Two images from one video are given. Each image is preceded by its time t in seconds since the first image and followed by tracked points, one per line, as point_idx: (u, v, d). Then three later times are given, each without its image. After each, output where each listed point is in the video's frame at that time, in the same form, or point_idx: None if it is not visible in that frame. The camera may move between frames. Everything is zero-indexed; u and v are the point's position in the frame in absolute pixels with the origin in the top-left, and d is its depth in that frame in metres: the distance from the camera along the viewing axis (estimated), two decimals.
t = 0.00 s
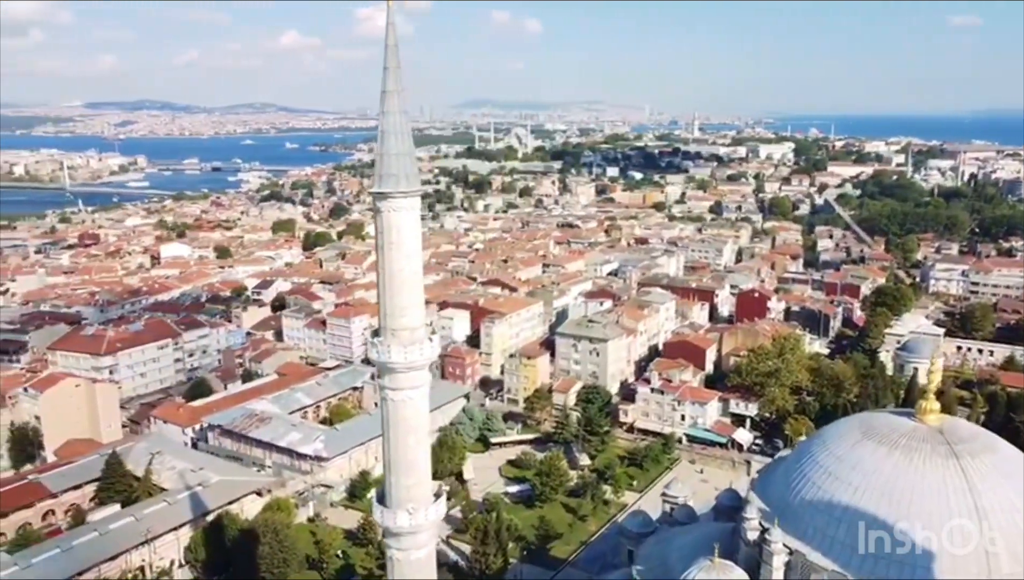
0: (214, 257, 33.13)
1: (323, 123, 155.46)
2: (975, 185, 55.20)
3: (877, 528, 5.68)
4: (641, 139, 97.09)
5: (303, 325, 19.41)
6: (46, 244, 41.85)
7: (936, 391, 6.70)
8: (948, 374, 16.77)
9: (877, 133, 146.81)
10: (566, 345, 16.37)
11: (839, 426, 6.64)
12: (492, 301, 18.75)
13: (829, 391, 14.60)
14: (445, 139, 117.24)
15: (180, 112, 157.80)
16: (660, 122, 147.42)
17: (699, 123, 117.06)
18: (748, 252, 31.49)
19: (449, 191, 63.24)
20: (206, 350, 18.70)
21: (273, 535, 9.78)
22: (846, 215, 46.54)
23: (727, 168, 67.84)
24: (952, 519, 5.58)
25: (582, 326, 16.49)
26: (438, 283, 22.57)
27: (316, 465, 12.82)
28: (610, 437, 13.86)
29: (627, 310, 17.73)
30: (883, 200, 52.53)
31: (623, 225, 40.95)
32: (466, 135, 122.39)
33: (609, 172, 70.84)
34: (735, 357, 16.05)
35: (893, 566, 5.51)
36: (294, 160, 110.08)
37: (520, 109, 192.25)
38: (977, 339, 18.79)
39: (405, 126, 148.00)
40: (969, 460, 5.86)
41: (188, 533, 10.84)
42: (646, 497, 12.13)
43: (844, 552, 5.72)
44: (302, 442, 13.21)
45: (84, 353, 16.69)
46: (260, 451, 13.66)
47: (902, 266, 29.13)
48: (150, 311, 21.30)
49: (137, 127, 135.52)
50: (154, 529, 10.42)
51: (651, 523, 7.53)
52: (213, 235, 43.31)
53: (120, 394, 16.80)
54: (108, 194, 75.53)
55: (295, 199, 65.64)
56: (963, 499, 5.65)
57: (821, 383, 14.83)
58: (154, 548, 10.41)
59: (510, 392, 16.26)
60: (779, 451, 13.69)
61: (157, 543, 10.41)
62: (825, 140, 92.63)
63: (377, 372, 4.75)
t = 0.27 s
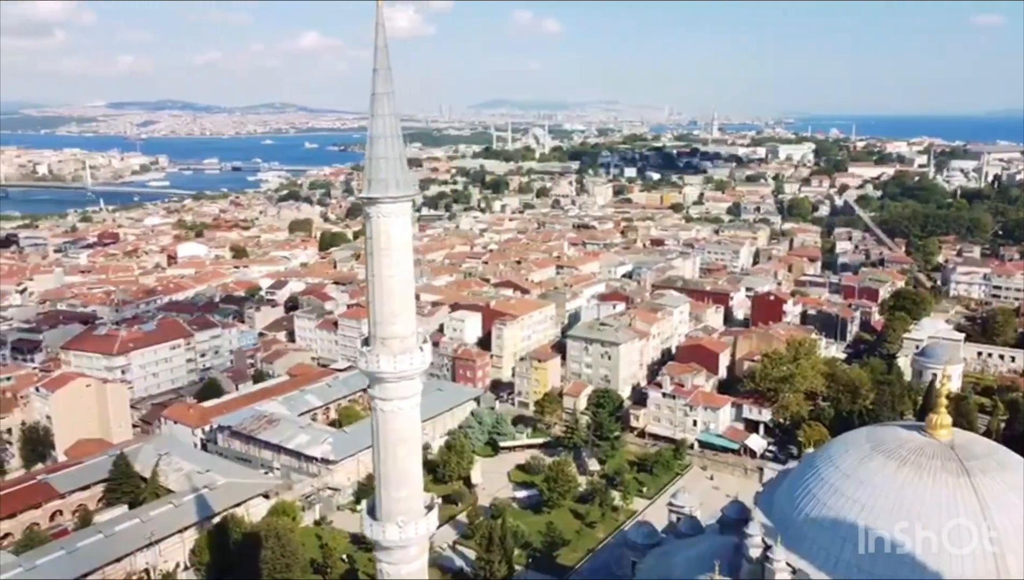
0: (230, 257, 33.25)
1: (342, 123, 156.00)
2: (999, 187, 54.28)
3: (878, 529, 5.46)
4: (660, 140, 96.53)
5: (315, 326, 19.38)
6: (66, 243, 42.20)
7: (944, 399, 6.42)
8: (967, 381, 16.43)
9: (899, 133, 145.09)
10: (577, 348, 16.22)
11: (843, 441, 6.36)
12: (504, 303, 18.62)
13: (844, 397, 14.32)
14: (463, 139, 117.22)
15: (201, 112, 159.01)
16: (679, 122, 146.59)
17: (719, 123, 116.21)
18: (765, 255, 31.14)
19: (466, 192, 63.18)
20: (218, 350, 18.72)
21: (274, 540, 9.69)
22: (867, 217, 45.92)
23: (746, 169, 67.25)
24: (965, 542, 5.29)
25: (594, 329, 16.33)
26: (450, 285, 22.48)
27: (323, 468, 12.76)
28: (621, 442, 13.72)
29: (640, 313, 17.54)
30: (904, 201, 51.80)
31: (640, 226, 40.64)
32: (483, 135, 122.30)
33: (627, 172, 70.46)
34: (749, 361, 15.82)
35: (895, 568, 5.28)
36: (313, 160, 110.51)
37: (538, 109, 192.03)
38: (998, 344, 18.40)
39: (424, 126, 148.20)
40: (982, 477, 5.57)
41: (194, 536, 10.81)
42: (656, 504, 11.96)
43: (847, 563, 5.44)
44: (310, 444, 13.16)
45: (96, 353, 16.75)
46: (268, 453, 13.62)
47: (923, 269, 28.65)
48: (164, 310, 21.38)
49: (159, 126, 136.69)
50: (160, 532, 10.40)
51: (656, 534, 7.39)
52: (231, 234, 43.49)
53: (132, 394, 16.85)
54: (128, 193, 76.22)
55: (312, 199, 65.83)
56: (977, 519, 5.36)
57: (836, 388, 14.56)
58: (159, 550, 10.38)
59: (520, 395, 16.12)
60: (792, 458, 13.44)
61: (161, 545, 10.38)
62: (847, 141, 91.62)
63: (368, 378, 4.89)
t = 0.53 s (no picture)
0: (246, 256, 33.36)
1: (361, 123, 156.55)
2: None
3: (878, 528, 5.18)
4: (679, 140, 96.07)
5: (326, 327, 19.34)
6: (85, 243, 42.58)
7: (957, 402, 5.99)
8: (988, 387, 16.10)
9: (922, 134, 143.48)
10: (589, 351, 16.07)
11: (845, 455, 6.09)
12: (516, 305, 18.49)
13: (860, 404, 14.06)
14: (481, 139, 117.23)
15: (222, 111, 160.19)
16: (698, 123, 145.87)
17: (738, 124, 115.52)
18: (783, 256, 30.80)
19: (484, 192, 63.20)
20: (230, 350, 18.74)
21: (276, 544, 9.64)
22: (887, 219, 45.37)
23: (765, 170, 66.71)
24: (976, 564, 4.92)
25: (606, 332, 16.17)
26: (464, 286, 22.38)
27: (330, 471, 12.67)
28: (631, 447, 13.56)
29: (653, 316, 17.35)
30: (926, 203, 51.12)
31: (656, 228, 40.37)
32: (501, 135, 122.31)
33: (645, 173, 70.14)
34: (763, 366, 15.60)
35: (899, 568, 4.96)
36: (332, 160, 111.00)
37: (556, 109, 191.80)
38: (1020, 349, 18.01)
39: (442, 126, 148.44)
40: (994, 496, 5.21)
41: (198, 538, 10.77)
42: (666, 511, 11.78)
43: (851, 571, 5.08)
44: (318, 446, 13.09)
45: (109, 353, 16.80)
46: (276, 454, 13.57)
47: (943, 272, 28.19)
48: (178, 310, 21.44)
49: (181, 126, 137.91)
50: (164, 534, 10.36)
51: (659, 546, 7.22)
52: (248, 234, 43.70)
53: (143, 394, 16.88)
54: (149, 193, 76.86)
55: (331, 198, 66.04)
56: (987, 541, 4.99)
57: (851, 395, 14.32)
58: (163, 552, 10.35)
59: (532, 398, 15.99)
60: (806, 465, 13.21)
61: (165, 546, 10.34)
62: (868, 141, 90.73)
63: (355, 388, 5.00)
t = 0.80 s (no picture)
0: (262, 256, 33.47)
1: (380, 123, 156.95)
2: None
3: (878, 529, 5.12)
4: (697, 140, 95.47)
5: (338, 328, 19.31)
6: (104, 242, 42.92)
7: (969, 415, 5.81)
8: (1009, 394, 15.74)
9: (946, 134, 141.69)
10: (601, 354, 15.90)
11: (839, 474, 6.02)
12: (528, 307, 18.35)
13: (876, 410, 13.77)
14: (498, 139, 117.12)
15: (242, 111, 161.27)
16: (717, 122, 144.87)
17: (757, 124, 114.62)
18: (801, 258, 30.42)
19: (500, 192, 63.05)
20: (242, 350, 18.77)
21: (279, 549, 9.58)
22: (908, 220, 44.75)
23: (785, 170, 66.08)
24: None
25: (618, 335, 16.00)
26: (476, 287, 22.28)
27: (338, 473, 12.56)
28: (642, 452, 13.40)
29: (666, 319, 17.15)
30: (948, 204, 50.38)
31: (673, 229, 40.06)
32: (519, 134, 122.13)
33: (663, 173, 69.71)
34: (778, 371, 15.36)
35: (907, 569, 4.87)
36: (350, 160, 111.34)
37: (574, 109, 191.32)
38: None
39: (460, 126, 148.53)
40: (1005, 515, 5.03)
41: (204, 540, 10.73)
42: (676, 518, 11.59)
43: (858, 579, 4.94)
44: (326, 449, 13.00)
45: (121, 353, 16.86)
46: (285, 456, 13.52)
47: (965, 275, 27.72)
48: (191, 310, 21.51)
49: (201, 126, 138.89)
50: (168, 536, 10.32)
51: (663, 558, 7.06)
52: (264, 234, 43.86)
53: (155, 393, 16.92)
54: (169, 192, 77.45)
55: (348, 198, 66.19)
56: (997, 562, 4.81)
57: (867, 401, 14.04)
58: (169, 554, 10.32)
59: (542, 401, 15.85)
60: (821, 472, 12.94)
61: (171, 548, 10.32)
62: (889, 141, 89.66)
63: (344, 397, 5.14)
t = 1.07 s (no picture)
0: (277, 256, 33.55)
1: (398, 123, 157.27)
2: None
3: (877, 529, 5.34)
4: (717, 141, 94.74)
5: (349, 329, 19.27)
6: (123, 241, 43.22)
7: (979, 436, 5.90)
8: None
9: (970, 134, 139.77)
10: (612, 358, 15.73)
11: (833, 495, 6.21)
12: (540, 309, 18.21)
13: (893, 417, 13.53)
14: (516, 139, 116.90)
15: (262, 111, 162.22)
16: (737, 122, 143.76)
17: (778, 124, 113.58)
18: (819, 261, 30.03)
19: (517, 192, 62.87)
20: (254, 351, 18.78)
21: (283, 553, 9.54)
22: (930, 222, 44.08)
23: (805, 171, 65.39)
24: None
25: (630, 338, 15.82)
26: (489, 289, 22.17)
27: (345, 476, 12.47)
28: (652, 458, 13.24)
29: (679, 322, 16.95)
30: (972, 206, 49.58)
31: (690, 230, 39.70)
32: (537, 134, 121.83)
33: (681, 173, 69.22)
34: (793, 376, 15.12)
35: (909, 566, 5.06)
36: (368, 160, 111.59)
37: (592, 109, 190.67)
38: None
39: (478, 126, 148.50)
40: (1013, 539, 5.10)
41: (210, 542, 10.70)
42: (685, 526, 11.41)
43: None
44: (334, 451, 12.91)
45: (133, 353, 16.91)
46: (293, 458, 13.49)
47: (987, 278, 27.23)
48: (205, 310, 21.57)
49: (222, 126, 139.76)
50: (173, 539, 10.28)
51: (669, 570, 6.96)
52: (281, 234, 43.96)
53: (167, 393, 16.95)
54: (188, 192, 77.96)
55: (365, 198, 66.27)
56: None
57: (884, 407, 13.80)
58: (174, 556, 10.29)
59: (553, 405, 15.72)
60: (836, 480, 12.70)
61: (176, 550, 10.29)
62: (912, 142, 88.48)
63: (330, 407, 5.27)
